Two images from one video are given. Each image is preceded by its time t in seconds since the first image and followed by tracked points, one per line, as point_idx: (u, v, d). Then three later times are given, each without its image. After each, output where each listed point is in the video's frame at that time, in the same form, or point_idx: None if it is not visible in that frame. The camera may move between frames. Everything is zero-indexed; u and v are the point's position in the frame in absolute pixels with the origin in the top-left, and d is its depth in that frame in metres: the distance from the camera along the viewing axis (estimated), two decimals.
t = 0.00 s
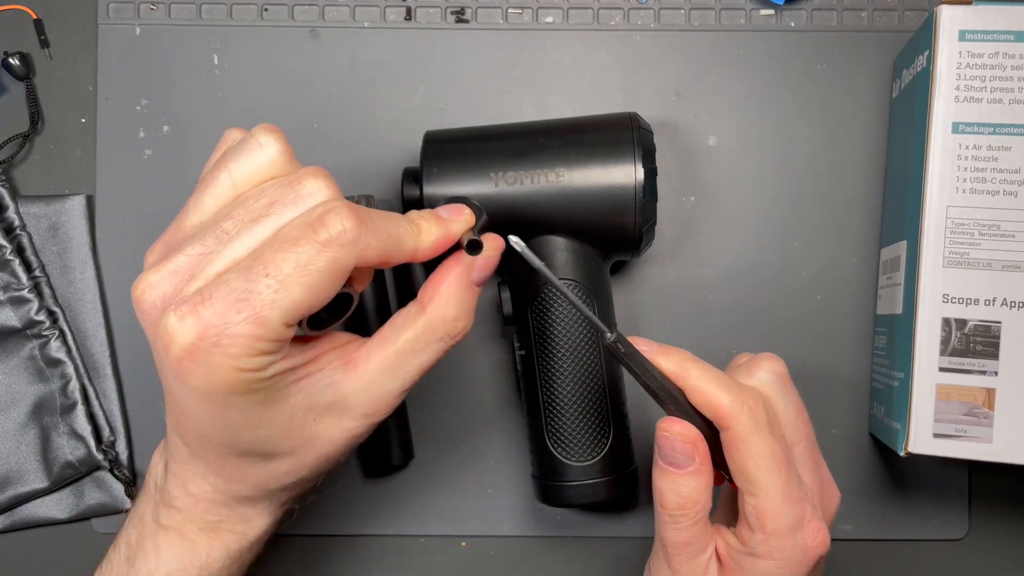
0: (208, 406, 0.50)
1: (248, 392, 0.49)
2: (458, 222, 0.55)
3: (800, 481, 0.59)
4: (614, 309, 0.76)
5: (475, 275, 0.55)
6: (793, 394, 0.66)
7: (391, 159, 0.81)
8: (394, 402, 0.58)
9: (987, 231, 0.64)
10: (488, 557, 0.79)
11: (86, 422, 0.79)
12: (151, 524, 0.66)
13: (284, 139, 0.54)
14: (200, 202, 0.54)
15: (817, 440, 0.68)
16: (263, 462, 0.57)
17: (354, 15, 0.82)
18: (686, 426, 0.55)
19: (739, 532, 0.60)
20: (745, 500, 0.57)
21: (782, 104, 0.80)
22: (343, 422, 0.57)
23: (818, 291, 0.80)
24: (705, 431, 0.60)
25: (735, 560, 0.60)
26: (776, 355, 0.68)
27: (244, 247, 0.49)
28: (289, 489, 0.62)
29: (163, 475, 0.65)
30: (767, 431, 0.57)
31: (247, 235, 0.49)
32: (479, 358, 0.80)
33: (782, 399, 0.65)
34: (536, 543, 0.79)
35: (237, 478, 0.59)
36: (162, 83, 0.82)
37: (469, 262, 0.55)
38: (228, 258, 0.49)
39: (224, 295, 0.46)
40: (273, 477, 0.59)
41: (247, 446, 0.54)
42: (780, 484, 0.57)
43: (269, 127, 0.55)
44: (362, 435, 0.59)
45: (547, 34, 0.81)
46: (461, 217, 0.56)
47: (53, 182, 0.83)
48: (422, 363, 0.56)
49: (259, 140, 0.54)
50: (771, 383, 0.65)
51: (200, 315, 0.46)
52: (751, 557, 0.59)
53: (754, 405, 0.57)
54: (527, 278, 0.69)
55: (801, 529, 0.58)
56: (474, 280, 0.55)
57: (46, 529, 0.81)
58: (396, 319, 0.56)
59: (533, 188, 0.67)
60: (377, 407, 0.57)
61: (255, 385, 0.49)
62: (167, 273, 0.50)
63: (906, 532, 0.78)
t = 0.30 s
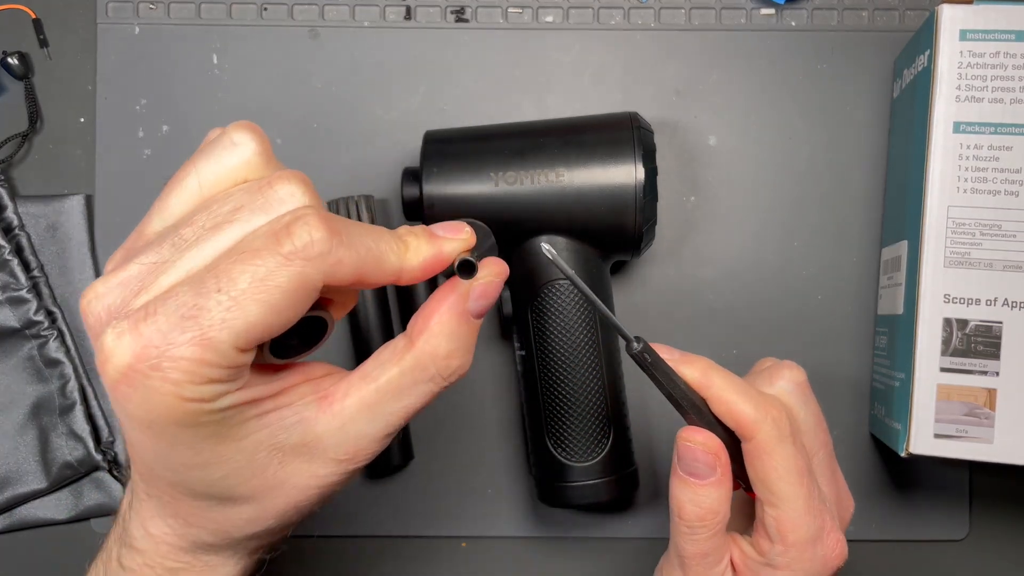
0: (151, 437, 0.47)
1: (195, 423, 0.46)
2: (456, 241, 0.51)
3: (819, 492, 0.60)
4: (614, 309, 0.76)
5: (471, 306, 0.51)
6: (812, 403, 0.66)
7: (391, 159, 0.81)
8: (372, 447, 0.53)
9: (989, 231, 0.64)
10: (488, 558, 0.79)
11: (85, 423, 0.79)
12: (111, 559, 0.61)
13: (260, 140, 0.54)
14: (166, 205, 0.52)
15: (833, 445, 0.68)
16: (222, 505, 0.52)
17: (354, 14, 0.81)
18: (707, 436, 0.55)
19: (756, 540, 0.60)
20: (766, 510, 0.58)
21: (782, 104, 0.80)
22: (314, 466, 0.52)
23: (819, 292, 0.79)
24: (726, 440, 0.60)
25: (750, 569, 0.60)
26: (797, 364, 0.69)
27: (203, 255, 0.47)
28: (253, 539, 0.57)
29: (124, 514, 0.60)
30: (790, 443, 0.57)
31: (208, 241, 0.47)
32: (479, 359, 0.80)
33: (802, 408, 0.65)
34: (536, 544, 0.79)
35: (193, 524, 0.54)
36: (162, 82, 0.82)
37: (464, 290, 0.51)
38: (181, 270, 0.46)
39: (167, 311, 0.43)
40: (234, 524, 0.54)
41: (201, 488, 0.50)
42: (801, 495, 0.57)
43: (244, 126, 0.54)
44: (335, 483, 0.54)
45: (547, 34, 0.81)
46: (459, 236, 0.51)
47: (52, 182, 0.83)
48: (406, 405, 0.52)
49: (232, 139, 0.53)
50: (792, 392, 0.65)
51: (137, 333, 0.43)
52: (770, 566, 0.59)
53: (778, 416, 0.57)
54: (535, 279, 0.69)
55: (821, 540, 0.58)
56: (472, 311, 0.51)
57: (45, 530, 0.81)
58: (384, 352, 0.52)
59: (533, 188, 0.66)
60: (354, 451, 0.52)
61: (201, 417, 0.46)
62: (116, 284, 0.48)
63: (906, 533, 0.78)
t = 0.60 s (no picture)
0: (130, 417, 0.46)
1: (178, 400, 0.45)
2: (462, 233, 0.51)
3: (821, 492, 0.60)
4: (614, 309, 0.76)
5: (481, 302, 0.48)
6: (812, 404, 0.66)
7: (391, 159, 0.81)
8: (368, 455, 0.50)
9: (990, 231, 0.63)
10: (487, 558, 0.79)
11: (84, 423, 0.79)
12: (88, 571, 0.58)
13: (272, 120, 0.55)
14: (172, 181, 0.53)
15: (833, 448, 0.68)
16: (203, 509, 0.50)
17: (354, 14, 0.81)
18: (708, 436, 0.55)
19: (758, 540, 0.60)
20: (768, 511, 0.58)
21: (782, 104, 0.80)
22: (304, 472, 0.49)
23: (819, 292, 0.79)
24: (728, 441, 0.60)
25: (752, 569, 0.60)
26: (799, 365, 0.69)
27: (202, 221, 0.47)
28: (236, 559, 0.53)
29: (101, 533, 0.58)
30: (791, 442, 0.57)
31: (209, 208, 0.48)
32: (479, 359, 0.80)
33: (803, 408, 0.65)
34: (537, 545, 0.79)
35: (172, 537, 0.51)
36: (161, 82, 0.82)
37: (475, 284, 0.48)
38: (183, 236, 0.47)
39: (163, 269, 0.43)
40: (216, 537, 0.51)
41: (183, 487, 0.48)
42: (803, 495, 0.57)
43: (257, 107, 0.56)
44: (323, 494, 0.51)
45: (547, 33, 0.81)
46: (467, 232, 0.51)
47: (51, 182, 0.83)
48: (406, 409, 0.48)
49: (242, 118, 0.54)
50: (793, 392, 0.65)
51: (127, 292, 0.44)
52: (772, 566, 0.59)
53: (779, 416, 0.57)
54: (533, 279, 0.69)
55: (822, 540, 0.58)
56: (482, 309, 0.48)
57: (45, 529, 0.81)
58: (387, 351, 0.50)
59: (533, 188, 0.66)
60: (347, 458, 0.49)
61: (183, 395, 0.45)
62: (111, 253, 0.49)
63: (906, 533, 0.78)
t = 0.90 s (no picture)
0: (131, 395, 0.46)
1: (180, 378, 0.45)
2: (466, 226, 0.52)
3: (820, 491, 0.60)
4: (614, 309, 0.76)
5: (486, 296, 0.48)
6: (810, 404, 0.66)
7: (391, 159, 0.81)
8: (369, 449, 0.50)
9: (990, 231, 0.63)
10: (487, 558, 0.79)
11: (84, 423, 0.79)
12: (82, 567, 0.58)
13: (286, 116, 0.58)
14: (185, 170, 0.56)
15: (831, 448, 0.68)
16: (200, 500, 0.50)
17: (354, 14, 0.81)
18: (707, 435, 0.55)
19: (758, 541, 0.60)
20: (767, 511, 0.58)
21: (782, 104, 0.80)
22: (303, 464, 0.49)
23: (819, 292, 0.79)
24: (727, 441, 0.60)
25: (751, 569, 0.60)
26: (797, 366, 0.69)
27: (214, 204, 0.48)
28: (231, 555, 0.52)
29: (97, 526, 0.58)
30: (788, 441, 0.57)
31: (220, 191, 0.49)
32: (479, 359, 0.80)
33: (801, 408, 0.65)
34: (537, 545, 0.79)
35: (167, 528, 0.51)
36: (161, 82, 0.82)
37: (481, 278, 0.48)
38: (193, 217, 0.48)
39: (173, 245, 0.44)
40: (212, 529, 0.51)
41: (181, 475, 0.48)
42: (802, 495, 0.57)
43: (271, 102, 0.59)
44: (322, 488, 0.50)
45: (547, 33, 0.81)
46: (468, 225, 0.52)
47: (51, 182, 0.83)
48: (407, 402, 0.48)
49: (257, 111, 0.57)
50: (790, 392, 0.66)
51: (135, 267, 0.44)
52: (772, 566, 0.59)
53: (777, 415, 0.57)
54: (531, 280, 0.69)
55: (822, 539, 0.58)
56: (487, 303, 0.48)
57: (44, 530, 0.81)
58: (391, 346, 0.50)
59: (533, 188, 0.66)
60: (347, 451, 0.49)
61: (186, 373, 0.45)
62: (119, 235, 0.49)
63: (906, 533, 0.78)
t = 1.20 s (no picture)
0: (125, 391, 0.46)
1: (174, 374, 0.45)
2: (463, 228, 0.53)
3: (819, 492, 0.60)
4: (614, 309, 0.75)
5: (482, 297, 0.48)
6: (810, 404, 0.66)
7: (391, 159, 0.81)
8: (364, 449, 0.49)
9: (990, 231, 0.63)
10: (487, 557, 0.79)
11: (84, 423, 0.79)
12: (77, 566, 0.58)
13: (286, 116, 0.58)
14: (184, 169, 0.56)
15: (830, 450, 0.68)
16: (194, 499, 0.50)
17: (354, 14, 0.81)
18: (705, 435, 0.55)
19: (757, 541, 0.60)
20: (766, 511, 0.58)
21: (782, 104, 0.80)
22: (298, 464, 0.49)
23: (819, 291, 0.79)
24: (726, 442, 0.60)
25: (751, 569, 0.60)
26: (796, 367, 0.69)
27: (211, 201, 0.48)
28: (224, 555, 0.52)
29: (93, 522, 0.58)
30: (787, 440, 0.57)
31: (217, 190, 0.49)
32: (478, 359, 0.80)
33: (800, 408, 0.65)
34: (536, 545, 0.79)
35: (161, 527, 0.51)
36: (161, 82, 0.82)
37: (477, 279, 0.48)
38: (189, 214, 0.48)
39: (169, 243, 0.44)
40: (205, 529, 0.51)
41: (174, 472, 0.48)
42: (801, 495, 0.57)
43: (270, 101, 0.59)
44: (316, 488, 0.50)
45: (547, 33, 0.81)
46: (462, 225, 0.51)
47: (51, 182, 0.83)
48: (403, 403, 0.48)
49: (256, 110, 0.57)
50: (789, 391, 0.66)
51: (130, 264, 0.44)
52: (771, 566, 0.59)
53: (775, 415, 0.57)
54: (530, 280, 0.69)
55: (821, 539, 0.58)
56: (483, 303, 0.48)
57: (44, 530, 0.81)
58: (389, 346, 0.50)
59: (533, 188, 0.66)
60: (342, 451, 0.49)
61: (179, 370, 0.45)
62: (118, 231, 0.49)
63: (906, 533, 0.78)
